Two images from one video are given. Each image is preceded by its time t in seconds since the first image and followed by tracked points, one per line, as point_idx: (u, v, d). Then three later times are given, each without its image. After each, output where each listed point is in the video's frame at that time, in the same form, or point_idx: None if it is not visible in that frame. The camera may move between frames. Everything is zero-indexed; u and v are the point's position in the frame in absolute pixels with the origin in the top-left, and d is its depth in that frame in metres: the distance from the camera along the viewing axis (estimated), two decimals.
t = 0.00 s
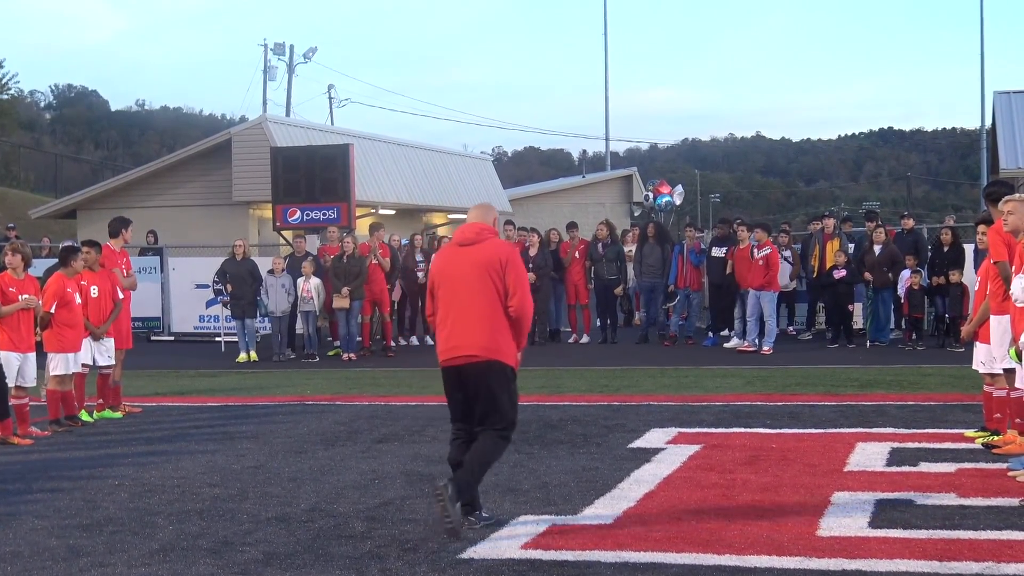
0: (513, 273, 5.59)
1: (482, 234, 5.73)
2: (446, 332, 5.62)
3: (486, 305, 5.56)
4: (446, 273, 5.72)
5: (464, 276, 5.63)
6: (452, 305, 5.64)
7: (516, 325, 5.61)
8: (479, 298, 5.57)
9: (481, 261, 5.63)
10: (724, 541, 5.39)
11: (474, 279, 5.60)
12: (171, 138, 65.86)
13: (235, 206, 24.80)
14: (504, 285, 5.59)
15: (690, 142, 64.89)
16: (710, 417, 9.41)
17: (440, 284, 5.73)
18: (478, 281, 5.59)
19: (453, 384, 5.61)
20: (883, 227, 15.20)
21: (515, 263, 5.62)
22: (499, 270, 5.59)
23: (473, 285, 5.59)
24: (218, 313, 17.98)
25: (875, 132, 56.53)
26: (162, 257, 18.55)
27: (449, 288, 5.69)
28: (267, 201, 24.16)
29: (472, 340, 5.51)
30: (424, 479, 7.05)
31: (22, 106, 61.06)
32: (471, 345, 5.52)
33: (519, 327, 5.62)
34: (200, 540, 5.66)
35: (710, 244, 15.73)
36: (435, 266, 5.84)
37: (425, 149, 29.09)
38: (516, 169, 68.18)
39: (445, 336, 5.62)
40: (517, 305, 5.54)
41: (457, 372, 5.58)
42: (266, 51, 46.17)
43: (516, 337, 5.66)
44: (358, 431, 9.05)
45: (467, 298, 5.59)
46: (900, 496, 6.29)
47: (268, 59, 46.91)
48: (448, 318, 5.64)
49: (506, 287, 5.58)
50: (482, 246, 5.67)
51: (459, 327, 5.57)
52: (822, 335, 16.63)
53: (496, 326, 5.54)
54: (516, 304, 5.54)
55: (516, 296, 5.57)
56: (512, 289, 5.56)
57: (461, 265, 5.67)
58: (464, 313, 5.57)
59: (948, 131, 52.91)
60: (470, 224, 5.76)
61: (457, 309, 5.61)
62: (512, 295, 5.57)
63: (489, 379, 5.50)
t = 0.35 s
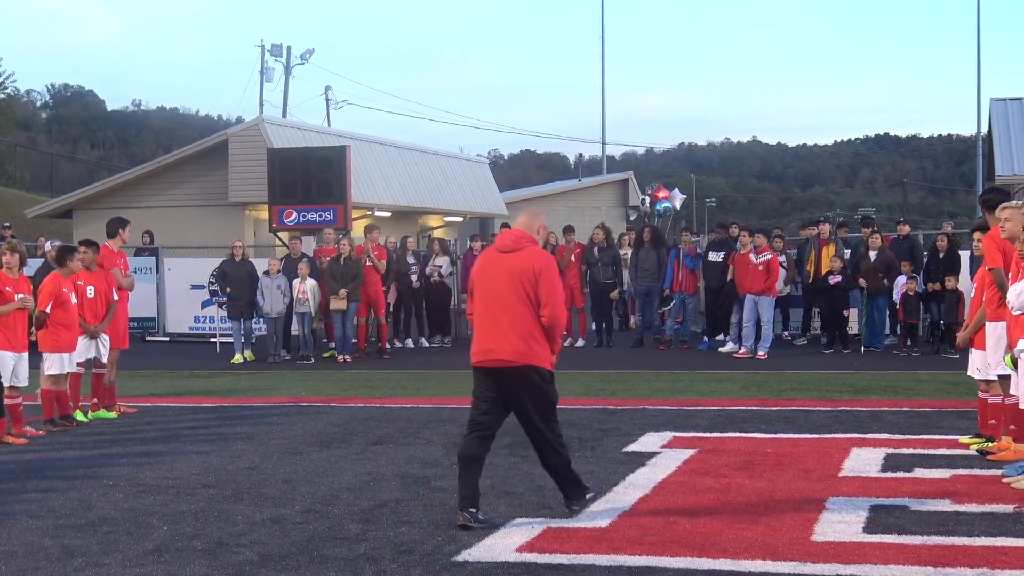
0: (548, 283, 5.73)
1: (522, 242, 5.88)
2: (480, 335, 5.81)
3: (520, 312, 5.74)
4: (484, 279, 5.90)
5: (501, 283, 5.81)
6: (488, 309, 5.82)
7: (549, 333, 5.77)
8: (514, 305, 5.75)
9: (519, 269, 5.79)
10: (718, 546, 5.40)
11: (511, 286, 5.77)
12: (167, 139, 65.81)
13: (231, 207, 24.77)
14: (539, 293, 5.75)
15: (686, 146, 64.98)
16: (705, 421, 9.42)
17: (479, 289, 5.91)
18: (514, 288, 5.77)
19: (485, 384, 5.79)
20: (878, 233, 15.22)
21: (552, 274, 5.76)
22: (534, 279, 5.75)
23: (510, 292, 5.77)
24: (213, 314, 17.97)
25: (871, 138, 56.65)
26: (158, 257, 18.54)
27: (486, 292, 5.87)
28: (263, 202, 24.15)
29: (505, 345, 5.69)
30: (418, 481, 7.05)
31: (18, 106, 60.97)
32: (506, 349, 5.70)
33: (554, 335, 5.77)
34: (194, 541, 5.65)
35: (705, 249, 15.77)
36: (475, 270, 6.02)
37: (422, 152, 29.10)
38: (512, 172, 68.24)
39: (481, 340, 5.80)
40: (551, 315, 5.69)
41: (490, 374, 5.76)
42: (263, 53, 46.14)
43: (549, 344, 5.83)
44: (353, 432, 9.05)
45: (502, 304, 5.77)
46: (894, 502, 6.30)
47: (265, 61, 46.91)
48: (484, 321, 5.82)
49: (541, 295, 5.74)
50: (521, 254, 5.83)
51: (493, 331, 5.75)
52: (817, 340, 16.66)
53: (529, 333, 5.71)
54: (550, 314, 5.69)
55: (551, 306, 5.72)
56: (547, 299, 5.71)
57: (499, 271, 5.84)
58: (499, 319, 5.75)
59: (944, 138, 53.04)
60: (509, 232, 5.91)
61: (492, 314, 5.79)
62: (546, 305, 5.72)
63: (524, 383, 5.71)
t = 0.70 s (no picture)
0: (595, 280, 5.99)
1: (569, 238, 6.11)
2: (528, 328, 6.05)
3: (568, 307, 5.99)
4: (531, 273, 6.12)
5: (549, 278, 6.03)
6: (535, 303, 6.06)
7: (594, 326, 6.04)
8: (562, 300, 6.00)
9: (567, 266, 6.02)
10: (711, 546, 5.42)
11: (560, 281, 6.01)
12: (158, 142, 65.69)
13: (222, 211, 24.73)
14: (586, 289, 6.00)
15: (678, 148, 65.08)
16: (697, 423, 9.44)
17: (525, 281, 6.14)
18: (562, 284, 6.00)
19: (531, 375, 6.07)
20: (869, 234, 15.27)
21: (599, 270, 6.02)
22: (582, 276, 5.99)
23: (558, 287, 6.01)
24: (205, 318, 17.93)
25: (862, 140, 56.82)
26: (149, 261, 18.50)
27: (532, 286, 6.10)
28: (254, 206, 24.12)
29: (553, 339, 5.94)
30: (410, 484, 7.05)
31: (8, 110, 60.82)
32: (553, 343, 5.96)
33: (598, 329, 6.05)
34: (186, 544, 5.65)
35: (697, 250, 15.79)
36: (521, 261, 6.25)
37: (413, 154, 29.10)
38: (503, 174, 68.25)
39: (527, 331, 6.05)
40: (598, 310, 5.97)
41: (537, 365, 6.03)
42: (254, 56, 46.10)
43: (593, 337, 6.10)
44: (345, 436, 9.05)
45: (550, 299, 6.01)
46: (886, 503, 6.33)
47: (255, 64, 46.88)
48: (531, 315, 6.06)
49: (588, 291, 6.00)
50: (570, 250, 6.06)
51: (541, 324, 5.99)
52: (809, 342, 16.69)
53: (576, 327, 5.97)
54: (598, 308, 5.97)
55: (598, 301, 5.99)
56: (594, 295, 5.99)
57: (547, 266, 6.07)
58: (547, 313, 5.99)
59: (934, 139, 53.22)
60: (557, 229, 6.13)
61: (540, 309, 6.03)
62: (594, 300, 5.99)
63: (568, 376, 5.94)
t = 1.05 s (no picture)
0: (619, 281, 6.09)
1: (590, 244, 6.22)
2: (557, 333, 6.15)
3: (595, 310, 6.08)
4: (557, 281, 6.23)
5: (575, 284, 6.14)
6: (563, 309, 6.16)
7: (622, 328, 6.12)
8: (588, 304, 6.09)
9: (591, 269, 6.13)
10: (706, 549, 5.44)
11: (584, 286, 6.11)
12: (152, 147, 65.65)
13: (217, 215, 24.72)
14: (611, 291, 6.10)
15: (672, 151, 65.17)
16: (691, 425, 9.45)
17: (551, 288, 6.25)
18: (587, 288, 6.10)
19: (564, 381, 6.17)
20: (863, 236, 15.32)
21: (622, 272, 6.12)
22: (605, 279, 6.10)
23: (584, 291, 6.11)
24: (200, 322, 17.91)
25: (856, 142, 56.93)
26: (144, 266, 18.48)
27: (559, 294, 6.21)
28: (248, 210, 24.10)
29: (582, 343, 6.03)
30: (405, 488, 7.06)
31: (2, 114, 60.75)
32: (582, 346, 6.05)
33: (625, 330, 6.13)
34: (181, 549, 5.65)
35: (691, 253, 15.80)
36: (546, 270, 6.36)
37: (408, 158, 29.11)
38: (498, 178, 68.27)
39: (557, 337, 6.14)
40: (623, 311, 6.05)
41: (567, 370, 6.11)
42: (248, 60, 46.08)
43: (621, 339, 6.18)
44: (340, 440, 9.05)
45: (577, 304, 6.11)
46: (881, 505, 6.35)
47: (249, 68, 46.91)
48: (559, 321, 6.16)
49: (612, 293, 6.09)
50: (592, 254, 6.17)
51: (570, 330, 6.09)
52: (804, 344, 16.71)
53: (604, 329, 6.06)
54: (622, 309, 6.06)
55: (623, 302, 6.08)
56: (619, 296, 6.07)
57: (572, 272, 6.18)
58: (575, 318, 6.09)
59: (928, 141, 53.34)
60: (579, 235, 6.26)
61: (568, 314, 6.13)
62: (619, 301, 6.08)
63: (597, 379, 6.02)
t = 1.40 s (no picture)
0: (639, 278, 6.36)
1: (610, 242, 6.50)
2: (582, 330, 6.45)
3: (618, 307, 6.38)
4: (579, 278, 6.54)
5: (597, 282, 6.44)
6: (587, 306, 6.46)
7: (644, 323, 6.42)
8: (611, 301, 6.39)
9: (611, 268, 6.42)
10: (703, 551, 5.44)
11: (606, 284, 6.41)
12: (149, 152, 65.60)
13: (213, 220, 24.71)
14: (632, 288, 6.38)
15: (668, 153, 65.21)
16: (688, 428, 9.46)
17: (575, 287, 6.55)
18: (609, 287, 6.40)
19: (591, 375, 6.47)
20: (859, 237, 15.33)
21: (642, 269, 6.39)
22: (626, 276, 6.38)
23: (606, 290, 6.41)
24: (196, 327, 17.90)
25: (851, 144, 57.01)
26: (140, 271, 18.47)
27: (582, 291, 6.51)
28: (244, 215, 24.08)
29: (606, 339, 6.34)
30: (402, 491, 7.06)
31: None
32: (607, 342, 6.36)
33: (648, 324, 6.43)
34: (177, 555, 5.64)
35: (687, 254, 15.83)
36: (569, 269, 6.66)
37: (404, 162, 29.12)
38: (495, 181, 68.28)
39: (582, 334, 6.45)
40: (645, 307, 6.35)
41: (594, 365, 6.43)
42: (243, 65, 46.06)
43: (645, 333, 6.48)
44: (337, 444, 9.04)
45: (600, 301, 6.41)
46: (878, 505, 6.36)
47: (245, 72, 46.91)
48: (583, 317, 6.46)
49: (633, 290, 6.38)
50: (613, 254, 6.45)
51: (593, 326, 6.39)
52: (801, 345, 16.72)
53: (628, 325, 6.36)
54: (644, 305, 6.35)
55: (644, 298, 6.37)
56: (639, 292, 6.36)
57: (595, 270, 6.47)
58: (599, 315, 6.39)
59: (924, 142, 53.43)
60: (598, 234, 6.53)
61: (591, 312, 6.42)
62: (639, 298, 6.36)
63: (625, 372, 6.35)
